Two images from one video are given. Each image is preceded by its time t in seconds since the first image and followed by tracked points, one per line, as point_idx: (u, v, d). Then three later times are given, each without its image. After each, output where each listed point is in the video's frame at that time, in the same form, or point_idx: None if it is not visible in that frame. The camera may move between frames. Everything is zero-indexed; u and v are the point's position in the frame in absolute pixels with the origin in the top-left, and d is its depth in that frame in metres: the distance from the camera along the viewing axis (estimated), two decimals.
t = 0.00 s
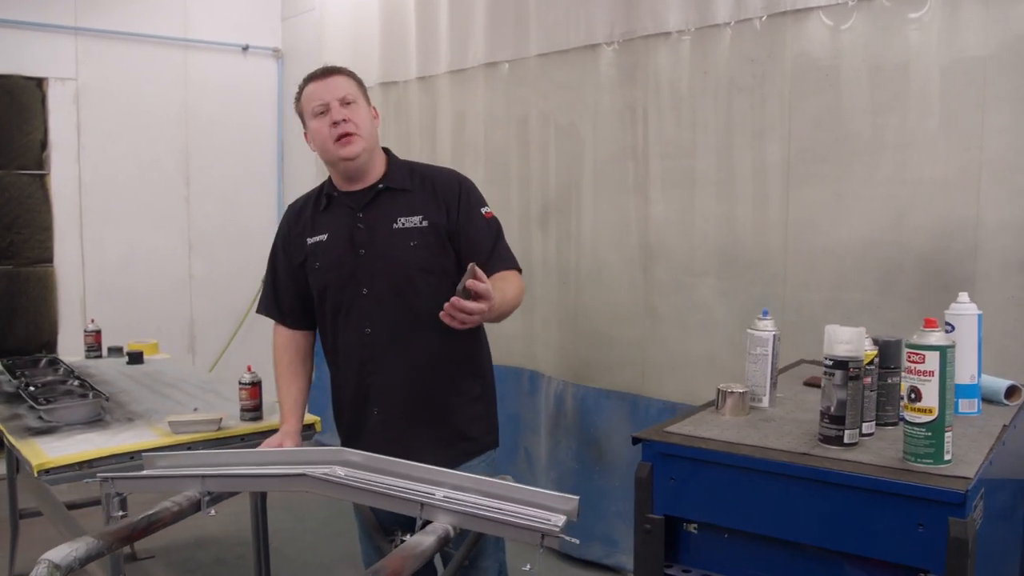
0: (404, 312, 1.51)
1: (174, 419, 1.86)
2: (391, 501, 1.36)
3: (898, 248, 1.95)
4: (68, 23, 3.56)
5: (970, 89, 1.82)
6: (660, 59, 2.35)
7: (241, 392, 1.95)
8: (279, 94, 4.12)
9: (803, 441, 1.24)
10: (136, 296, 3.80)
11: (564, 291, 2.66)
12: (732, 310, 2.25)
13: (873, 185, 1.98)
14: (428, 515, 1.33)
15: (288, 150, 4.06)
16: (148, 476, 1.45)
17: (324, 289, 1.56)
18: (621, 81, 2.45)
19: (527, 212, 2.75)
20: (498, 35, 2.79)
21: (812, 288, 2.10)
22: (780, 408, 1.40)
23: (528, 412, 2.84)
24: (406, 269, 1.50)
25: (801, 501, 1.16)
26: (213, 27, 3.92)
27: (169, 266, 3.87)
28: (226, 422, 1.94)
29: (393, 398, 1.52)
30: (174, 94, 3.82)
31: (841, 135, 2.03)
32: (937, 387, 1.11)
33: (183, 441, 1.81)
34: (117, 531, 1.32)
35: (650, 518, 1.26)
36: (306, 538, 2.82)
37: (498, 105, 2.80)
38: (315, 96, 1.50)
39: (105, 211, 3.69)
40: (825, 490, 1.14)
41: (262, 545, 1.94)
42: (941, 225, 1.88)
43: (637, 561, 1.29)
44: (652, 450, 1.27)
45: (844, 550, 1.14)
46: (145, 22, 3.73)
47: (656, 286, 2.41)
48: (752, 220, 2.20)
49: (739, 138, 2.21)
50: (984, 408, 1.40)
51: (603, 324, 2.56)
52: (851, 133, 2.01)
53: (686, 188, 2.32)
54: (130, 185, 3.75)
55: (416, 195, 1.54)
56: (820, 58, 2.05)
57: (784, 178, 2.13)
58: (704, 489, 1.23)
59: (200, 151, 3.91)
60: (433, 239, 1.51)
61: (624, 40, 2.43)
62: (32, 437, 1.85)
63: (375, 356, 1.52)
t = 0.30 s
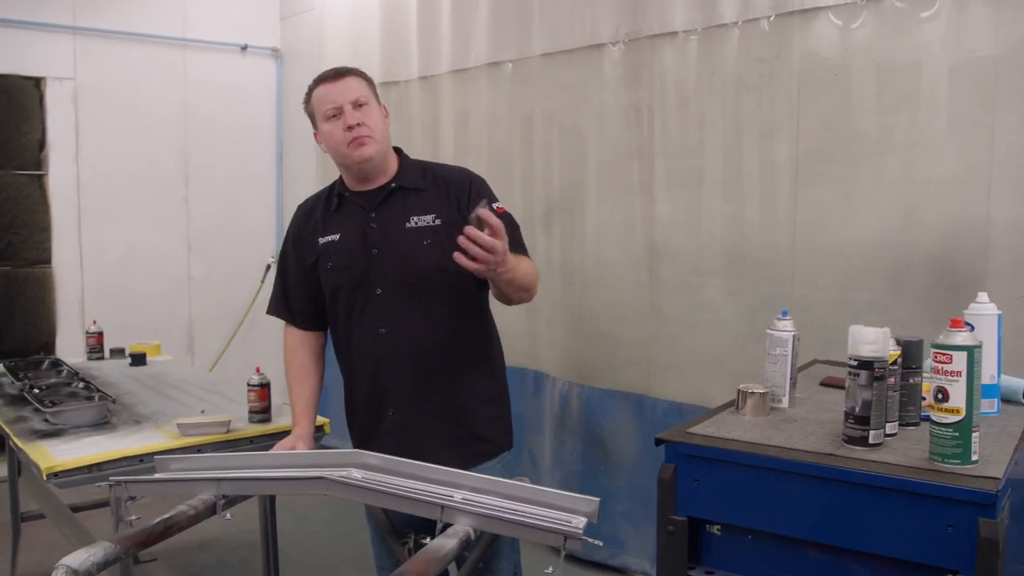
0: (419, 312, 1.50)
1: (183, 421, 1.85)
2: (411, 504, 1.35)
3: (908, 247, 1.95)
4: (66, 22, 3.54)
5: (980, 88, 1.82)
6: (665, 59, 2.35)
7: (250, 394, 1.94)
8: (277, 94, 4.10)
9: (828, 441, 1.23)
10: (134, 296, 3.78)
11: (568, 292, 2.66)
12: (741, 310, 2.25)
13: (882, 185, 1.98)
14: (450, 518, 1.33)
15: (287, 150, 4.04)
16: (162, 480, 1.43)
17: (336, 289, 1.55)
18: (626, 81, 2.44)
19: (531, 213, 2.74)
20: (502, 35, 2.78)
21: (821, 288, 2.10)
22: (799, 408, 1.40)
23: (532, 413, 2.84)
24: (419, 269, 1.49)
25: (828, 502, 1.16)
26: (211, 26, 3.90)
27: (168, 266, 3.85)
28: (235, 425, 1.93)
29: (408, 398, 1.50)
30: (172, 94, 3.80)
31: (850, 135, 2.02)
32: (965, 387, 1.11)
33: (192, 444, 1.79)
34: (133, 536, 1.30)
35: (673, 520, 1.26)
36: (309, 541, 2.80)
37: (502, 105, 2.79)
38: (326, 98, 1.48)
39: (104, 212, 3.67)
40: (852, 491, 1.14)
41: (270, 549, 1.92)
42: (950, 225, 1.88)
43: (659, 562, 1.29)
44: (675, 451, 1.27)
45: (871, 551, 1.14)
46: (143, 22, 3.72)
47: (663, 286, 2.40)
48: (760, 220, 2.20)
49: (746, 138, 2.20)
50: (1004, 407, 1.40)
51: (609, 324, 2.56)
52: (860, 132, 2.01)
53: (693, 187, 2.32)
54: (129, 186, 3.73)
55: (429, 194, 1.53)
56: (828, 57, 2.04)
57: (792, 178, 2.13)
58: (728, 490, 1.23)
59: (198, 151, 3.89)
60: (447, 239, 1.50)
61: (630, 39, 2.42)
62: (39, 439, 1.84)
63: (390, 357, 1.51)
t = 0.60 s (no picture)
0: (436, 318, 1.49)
1: (188, 423, 1.83)
2: (427, 506, 1.34)
3: (916, 246, 1.95)
4: (61, 20, 3.51)
5: (989, 88, 1.82)
6: (670, 59, 2.35)
7: (256, 395, 1.92)
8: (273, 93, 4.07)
9: (851, 441, 1.23)
10: (129, 297, 3.75)
11: (571, 292, 2.65)
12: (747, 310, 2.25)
13: (890, 185, 1.98)
14: (469, 520, 1.31)
15: (284, 150, 4.01)
16: (174, 483, 1.41)
17: (350, 294, 1.53)
18: (631, 80, 2.44)
19: (533, 213, 2.74)
20: (504, 34, 2.77)
21: (829, 288, 2.10)
22: (818, 409, 1.40)
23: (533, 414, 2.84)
24: (437, 275, 1.48)
25: (853, 502, 1.15)
26: (207, 24, 3.87)
27: (163, 266, 3.83)
28: (241, 426, 1.91)
29: (425, 404, 1.50)
30: (168, 93, 3.77)
31: (857, 135, 2.02)
32: (992, 387, 1.11)
33: (199, 446, 1.77)
34: (148, 540, 1.28)
35: (696, 521, 1.26)
36: (310, 543, 2.79)
37: (505, 105, 2.78)
38: (337, 106, 1.44)
39: (100, 212, 3.65)
40: (878, 491, 1.14)
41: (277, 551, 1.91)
42: (959, 224, 1.89)
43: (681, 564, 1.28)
44: (697, 452, 1.26)
45: (897, 552, 1.13)
46: (139, 21, 3.69)
47: (667, 286, 2.40)
48: (767, 219, 2.20)
49: (753, 138, 2.20)
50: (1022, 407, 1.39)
51: (613, 324, 2.56)
52: (867, 132, 2.01)
53: (699, 187, 2.32)
54: (124, 185, 3.70)
55: (444, 198, 1.51)
56: (836, 57, 2.04)
57: (799, 178, 2.13)
58: (751, 491, 1.23)
59: (194, 151, 3.86)
60: (463, 244, 1.49)
61: (634, 39, 2.42)
62: (43, 441, 1.81)
63: (406, 365, 1.50)
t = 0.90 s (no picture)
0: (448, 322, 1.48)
1: (185, 424, 1.81)
2: (435, 507, 1.33)
3: (914, 247, 1.96)
4: (46, 15, 3.46)
5: (986, 89, 1.83)
6: (666, 58, 2.35)
7: (253, 396, 1.90)
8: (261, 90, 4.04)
9: (863, 441, 1.23)
10: (115, 297, 3.71)
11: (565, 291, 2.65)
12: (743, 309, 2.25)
13: (888, 185, 1.99)
14: (477, 522, 1.30)
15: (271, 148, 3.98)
16: (176, 486, 1.39)
17: (360, 295, 1.52)
18: (626, 79, 2.44)
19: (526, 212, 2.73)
20: (497, 33, 2.76)
21: (826, 288, 2.11)
22: (825, 408, 1.40)
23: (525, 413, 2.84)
24: (450, 279, 1.47)
25: (866, 503, 1.15)
26: (193, 21, 3.83)
27: (149, 265, 3.79)
28: (238, 428, 1.89)
29: (434, 410, 1.49)
30: (153, 91, 3.73)
31: (855, 135, 2.03)
32: (1005, 387, 1.11)
33: (195, 447, 1.75)
34: (152, 545, 1.26)
35: (707, 522, 1.25)
36: (302, 544, 2.77)
37: (498, 104, 2.77)
38: (353, 103, 1.43)
39: (86, 210, 3.60)
40: (891, 491, 1.14)
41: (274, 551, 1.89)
42: (958, 225, 1.89)
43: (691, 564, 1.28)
44: (708, 453, 1.26)
45: (910, 551, 1.13)
46: (126, 17, 3.65)
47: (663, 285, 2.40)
48: (763, 219, 2.20)
49: (750, 137, 2.21)
50: None
51: (608, 324, 2.56)
52: (865, 132, 2.01)
53: (696, 187, 2.32)
54: (110, 183, 3.66)
55: (458, 200, 1.50)
56: (833, 57, 2.05)
57: (796, 178, 2.14)
58: (764, 492, 1.22)
59: (180, 149, 3.82)
60: (477, 246, 1.48)
61: (630, 38, 2.42)
62: (35, 443, 1.79)
63: (416, 368, 1.49)
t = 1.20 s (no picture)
0: (454, 324, 1.52)
1: (178, 431, 1.78)
2: (440, 511, 1.32)
3: (907, 246, 1.97)
4: (25, 14, 3.42)
5: (978, 88, 1.85)
6: (656, 58, 2.35)
7: (246, 400, 1.88)
8: (243, 92, 3.99)
9: (870, 441, 1.23)
10: (95, 299, 3.67)
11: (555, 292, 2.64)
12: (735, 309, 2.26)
13: (880, 185, 2.00)
14: (483, 526, 1.29)
15: (254, 150, 3.94)
16: (176, 494, 1.37)
17: (369, 295, 1.56)
18: (616, 80, 2.44)
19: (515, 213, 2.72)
20: (484, 33, 2.76)
21: (818, 287, 2.12)
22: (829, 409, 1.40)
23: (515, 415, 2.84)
24: (456, 280, 1.51)
25: (877, 503, 1.16)
26: (174, 21, 3.79)
27: (130, 268, 3.75)
28: (231, 433, 1.87)
29: (441, 409, 1.53)
30: (133, 91, 3.69)
31: (846, 136, 2.04)
32: (1014, 386, 1.12)
33: (190, 453, 1.73)
34: (155, 554, 1.25)
35: (716, 523, 1.25)
36: (291, 549, 2.74)
37: (487, 105, 2.77)
38: (365, 102, 1.45)
39: (66, 212, 3.56)
40: (902, 491, 1.14)
41: (267, 551, 1.89)
42: (950, 224, 1.90)
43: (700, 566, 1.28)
44: (716, 454, 1.26)
45: (922, 551, 1.14)
46: (106, 17, 3.61)
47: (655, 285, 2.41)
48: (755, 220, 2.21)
49: (741, 137, 2.21)
50: None
51: (599, 325, 2.56)
52: (857, 132, 2.03)
53: (687, 188, 2.32)
54: (91, 185, 3.62)
55: (466, 201, 1.54)
56: (824, 58, 2.06)
57: (788, 178, 2.15)
58: (774, 494, 1.22)
59: (161, 150, 3.78)
60: (484, 248, 1.51)
61: (619, 39, 2.42)
62: (25, 450, 1.76)
63: (422, 369, 1.53)
